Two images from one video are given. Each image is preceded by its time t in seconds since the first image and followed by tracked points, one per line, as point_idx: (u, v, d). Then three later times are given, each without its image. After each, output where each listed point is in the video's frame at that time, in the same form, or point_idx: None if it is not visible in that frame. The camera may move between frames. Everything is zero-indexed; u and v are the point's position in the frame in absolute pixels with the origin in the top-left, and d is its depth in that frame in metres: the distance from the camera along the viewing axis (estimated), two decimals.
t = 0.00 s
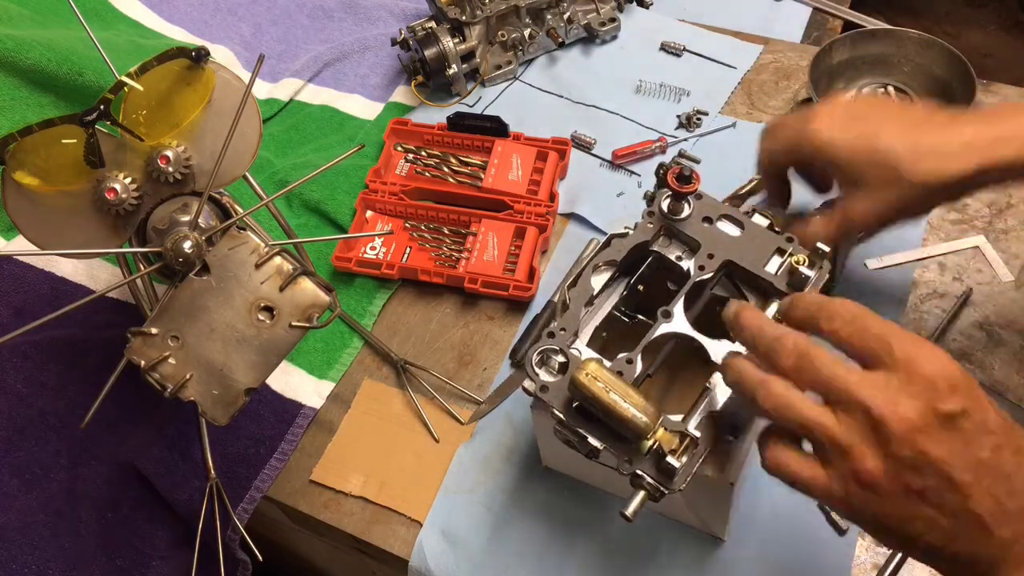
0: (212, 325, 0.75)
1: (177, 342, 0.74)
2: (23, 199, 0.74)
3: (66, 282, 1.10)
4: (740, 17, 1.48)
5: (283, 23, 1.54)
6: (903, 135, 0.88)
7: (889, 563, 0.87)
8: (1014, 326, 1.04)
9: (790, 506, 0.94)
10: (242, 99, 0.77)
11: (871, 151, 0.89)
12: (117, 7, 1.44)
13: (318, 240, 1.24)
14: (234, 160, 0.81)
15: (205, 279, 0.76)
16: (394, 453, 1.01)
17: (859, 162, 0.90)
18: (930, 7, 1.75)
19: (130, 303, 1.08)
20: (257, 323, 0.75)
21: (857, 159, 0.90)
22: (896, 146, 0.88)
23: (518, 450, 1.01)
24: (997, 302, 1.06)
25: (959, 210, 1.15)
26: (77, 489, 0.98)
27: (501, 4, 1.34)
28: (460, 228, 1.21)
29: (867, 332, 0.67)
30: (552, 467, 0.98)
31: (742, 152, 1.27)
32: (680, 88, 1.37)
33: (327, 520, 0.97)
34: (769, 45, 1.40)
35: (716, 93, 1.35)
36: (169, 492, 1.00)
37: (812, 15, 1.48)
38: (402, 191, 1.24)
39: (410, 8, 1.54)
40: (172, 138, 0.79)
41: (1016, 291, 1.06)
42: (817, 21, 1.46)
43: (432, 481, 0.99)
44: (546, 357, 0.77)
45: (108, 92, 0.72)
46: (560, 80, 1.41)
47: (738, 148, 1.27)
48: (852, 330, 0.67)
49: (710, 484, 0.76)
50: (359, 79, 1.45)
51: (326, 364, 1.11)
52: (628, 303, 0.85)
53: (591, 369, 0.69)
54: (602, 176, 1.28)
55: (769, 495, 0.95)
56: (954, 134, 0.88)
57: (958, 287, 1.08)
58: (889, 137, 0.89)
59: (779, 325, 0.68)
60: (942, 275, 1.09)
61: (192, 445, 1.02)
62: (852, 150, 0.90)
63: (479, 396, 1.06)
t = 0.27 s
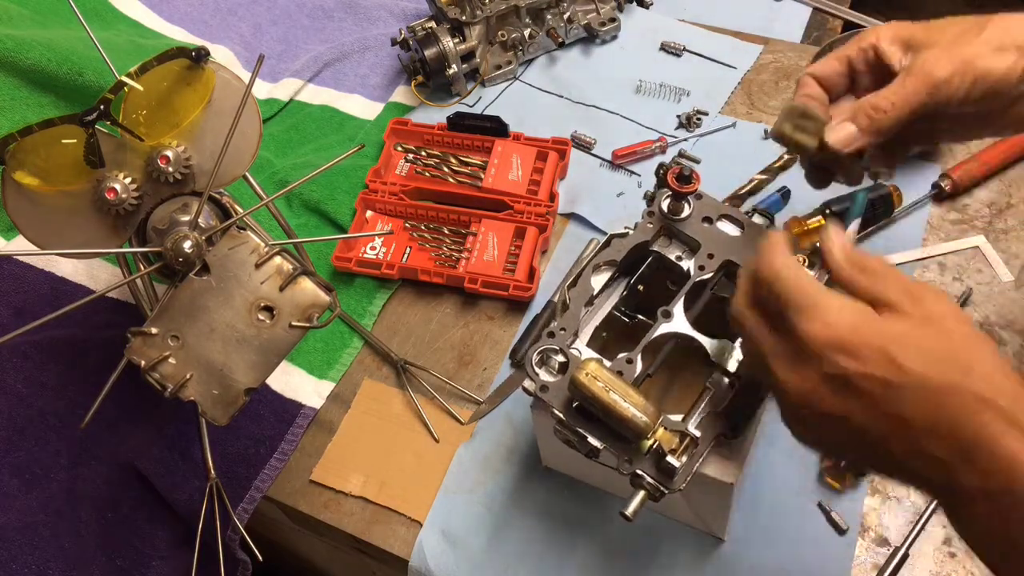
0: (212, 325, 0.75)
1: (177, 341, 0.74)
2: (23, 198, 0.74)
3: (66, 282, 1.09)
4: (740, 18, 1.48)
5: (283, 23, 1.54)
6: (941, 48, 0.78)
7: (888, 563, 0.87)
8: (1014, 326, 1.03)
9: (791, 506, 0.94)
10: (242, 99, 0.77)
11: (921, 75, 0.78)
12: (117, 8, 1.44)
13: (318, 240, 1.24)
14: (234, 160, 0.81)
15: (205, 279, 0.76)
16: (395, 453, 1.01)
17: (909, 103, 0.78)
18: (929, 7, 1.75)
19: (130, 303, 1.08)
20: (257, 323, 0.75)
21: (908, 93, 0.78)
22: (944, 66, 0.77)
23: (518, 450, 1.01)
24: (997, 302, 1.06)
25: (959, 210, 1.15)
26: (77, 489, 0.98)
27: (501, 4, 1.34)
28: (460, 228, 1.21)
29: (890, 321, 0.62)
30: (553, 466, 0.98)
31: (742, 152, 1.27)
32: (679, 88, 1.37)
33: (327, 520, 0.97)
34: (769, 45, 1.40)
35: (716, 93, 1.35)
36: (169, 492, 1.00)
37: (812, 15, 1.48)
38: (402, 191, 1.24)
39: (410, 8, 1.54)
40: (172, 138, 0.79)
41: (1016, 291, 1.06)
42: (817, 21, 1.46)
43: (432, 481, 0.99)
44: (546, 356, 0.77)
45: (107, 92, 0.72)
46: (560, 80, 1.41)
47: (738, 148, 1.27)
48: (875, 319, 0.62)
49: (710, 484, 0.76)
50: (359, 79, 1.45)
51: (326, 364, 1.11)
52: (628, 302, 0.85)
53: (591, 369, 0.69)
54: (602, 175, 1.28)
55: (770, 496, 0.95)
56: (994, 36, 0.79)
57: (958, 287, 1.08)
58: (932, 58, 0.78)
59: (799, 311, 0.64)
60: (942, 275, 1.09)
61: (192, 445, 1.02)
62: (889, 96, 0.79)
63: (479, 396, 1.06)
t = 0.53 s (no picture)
0: (212, 325, 0.75)
1: (177, 341, 0.74)
2: (23, 198, 0.74)
3: (66, 282, 1.09)
4: (740, 18, 1.47)
5: (283, 23, 1.54)
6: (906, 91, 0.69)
7: (889, 563, 0.87)
8: (1014, 325, 1.04)
9: (790, 506, 0.94)
10: (242, 100, 0.77)
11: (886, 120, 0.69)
12: (118, 8, 1.44)
13: (318, 241, 1.24)
14: (234, 160, 0.81)
15: (205, 279, 0.76)
16: (395, 454, 1.01)
17: (885, 136, 0.68)
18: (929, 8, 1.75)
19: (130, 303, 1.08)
20: (257, 323, 0.75)
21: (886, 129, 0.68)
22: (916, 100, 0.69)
23: (517, 450, 1.01)
24: (997, 302, 1.06)
25: (959, 210, 1.15)
26: (77, 489, 0.98)
27: (501, 4, 1.34)
28: (460, 228, 1.21)
29: (808, 238, 0.63)
30: (553, 466, 0.98)
31: (742, 152, 1.27)
32: (680, 88, 1.37)
33: (328, 521, 0.97)
34: (769, 45, 1.40)
35: (716, 93, 1.35)
36: (169, 492, 1.00)
37: (812, 15, 1.47)
38: (402, 191, 1.24)
39: (410, 8, 1.54)
40: (172, 138, 0.79)
41: (1016, 291, 1.06)
42: (817, 21, 1.46)
43: (432, 481, 0.99)
44: (546, 356, 0.77)
45: (107, 92, 0.72)
46: (560, 80, 1.41)
47: (739, 149, 1.27)
48: (790, 243, 0.64)
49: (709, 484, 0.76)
50: (359, 79, 1.45)
51: (326, 364, 1.11)
52: (628, 302, 0.85)
53: (591, 369, 0.69)
54: (602, 176, 1.28)
55: (769, 496, 0.95)
56: (959, 65, 0.71)
57: (958, 287, 1.08)
58: (900, 89, 0.70)
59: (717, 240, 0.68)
60: (942, 275, 1.09)
61: (192, 445, 1.02)
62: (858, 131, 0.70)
63: (479, 396, 1.06)
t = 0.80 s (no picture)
0: (212, 325, 0.75)
1: (177, 341, 0.74)
2: (23, 198, 0.74)
3: (67, 282, 1.09)
4: (740, 18, 1.47)
5: (283, 23, 1.54)
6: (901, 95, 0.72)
7: (889, 563, 0.87)
8: (1014, 325, 1.03)
9: (790, 506, 0.94)
10: (242, 100, 0.77)
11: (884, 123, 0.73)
12: (118, 8, 1.44)
13: (318, 241, 1.24)
14: (234, 160, 0.81)
15: (205, 279, 0.76)
16: (395, 454, 1.01)
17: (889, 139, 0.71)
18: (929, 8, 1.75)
19: (130, 303, 1.08)
20: (257, 323, 0.75)
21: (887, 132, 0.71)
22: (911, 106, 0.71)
23: (517, 450, 1.01)
24: (997, 302, 1.06)
25: (959, 210, 1.15)
26: (77, 489, 0.98)
27: (501, 4, 1.34)
28: (460, 228, 1.21)
29: (775, 240, 0.61)
30: (553, 467, 0.98)
31: (742, 152, 1.27)
32: (680, 88, 1.37)
33: (327, 521, 0.97)
34: (769, 45, 1.40)
35: (716, 93, 1.35)
36: (169, 492, 0.98)
37: (812, 15, 1.47)
38: (402, 191, 1.24)
39: (410, 8, 1.54)
40: (172, 138, 0.79)
41: (1016, 292, 1.06)
42: (818, 21, 1.46)
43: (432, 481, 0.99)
44: (546, 357, 0.77)
45: (107, 92, 0.72)
46: (560, 80, 1.41)
47: (739, 149, 1.27)
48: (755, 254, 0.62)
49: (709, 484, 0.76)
50: (359, 79, 1.45)
51: (326, 364, 1.11)
52: (628, 302, 0.84)
53: (591, 369, 0.69)
54: (602, 176, 1.28)
55: (769, 496, 0.95)
56: (966, 62, 0.72)
57: (958, 287, 1.08)
58: (903, 91, 0.72)
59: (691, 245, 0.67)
60: (942, 275, 1.09)
61: (191, 444, 1.00)
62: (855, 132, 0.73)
63: (479, 396, 1.06)
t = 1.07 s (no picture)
0: (212, 325, 0.75)
1: (177, 341, 0.74)
2: (23, 198, 0.74)
3: (66, 282, 1.09)
4: (740, 18, 1.47)
5: (283, 23, 1.54)
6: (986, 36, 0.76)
7: (889, 563, 0.87)
8: (1014, 325, 1.03)
9: (790, 506, 0.94)
10: (242, 100, 0.77)
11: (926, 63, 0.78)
12: (118, 8, 1.44)
13: (318, 241, 1.24)
14: (233, 160, 0.81)
15: (205, 279, 0.76)
16: (395, 453, 1.01)
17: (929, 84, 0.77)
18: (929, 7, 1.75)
19: (130, 303, 1.08)
20: (257, 323, 0.75)
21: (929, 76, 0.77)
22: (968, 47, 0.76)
23: (517, 450, 1.01)
24: (997, 302, 1.06)
25: (959, 210, 1.15)
26: (77, 489, 0.98)
27: (501, 4, 1.34)
28: (460, 228, 1.21)
29: (754, 294, 0.59)
30: (553, 467, 0.98)
31: (743, 152, 1.27)
32: (680, 88, 1.37)
33: (327, 521, 0.97)
34: (769, 45, 1.40)
35: (716, 92, 1.35)
36: (169, 492, 0.98)
37: (812, 15, 1.47)
38: (402, 191, 1.24)
39: (410, 8, 1.54)
40: (172, 138, 0.79)
41: (1016, 292, 1.06)
42: (818, 21, 1.46)
43: (433, 481, 0.99)
44: (546, 356, 0.77)
45: (107, 92, 0.72)
46: (560, 80, 1.41)
47: (739, 148, 1.27)
48: (737, 301, 0.60)
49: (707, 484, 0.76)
50: (359, 79, 1.45)
51: (326, 364, 1.11)
52: (628, 302, 0.83)
53: (591, 370, 0.69)
54: (602, 176, 1.28)
55: (769, 495, 0.95)
56: None
57: (957, 287, 1.08)
58: (960, 43, 0.76)
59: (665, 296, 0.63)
60: (942, 275, 1.09)
61: (191, 444, 1.00)
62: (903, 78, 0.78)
63: (479, 396, 1.06)
